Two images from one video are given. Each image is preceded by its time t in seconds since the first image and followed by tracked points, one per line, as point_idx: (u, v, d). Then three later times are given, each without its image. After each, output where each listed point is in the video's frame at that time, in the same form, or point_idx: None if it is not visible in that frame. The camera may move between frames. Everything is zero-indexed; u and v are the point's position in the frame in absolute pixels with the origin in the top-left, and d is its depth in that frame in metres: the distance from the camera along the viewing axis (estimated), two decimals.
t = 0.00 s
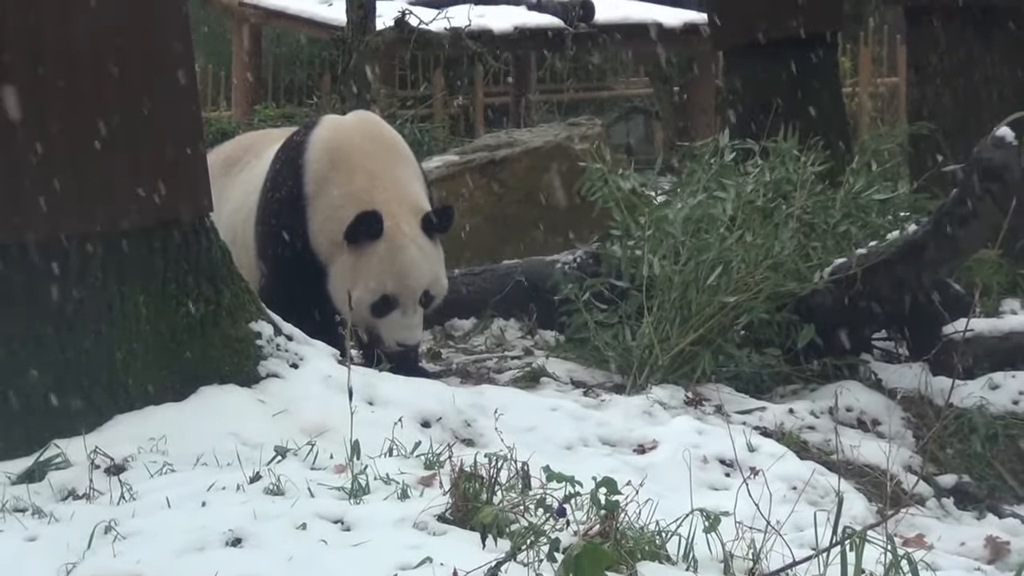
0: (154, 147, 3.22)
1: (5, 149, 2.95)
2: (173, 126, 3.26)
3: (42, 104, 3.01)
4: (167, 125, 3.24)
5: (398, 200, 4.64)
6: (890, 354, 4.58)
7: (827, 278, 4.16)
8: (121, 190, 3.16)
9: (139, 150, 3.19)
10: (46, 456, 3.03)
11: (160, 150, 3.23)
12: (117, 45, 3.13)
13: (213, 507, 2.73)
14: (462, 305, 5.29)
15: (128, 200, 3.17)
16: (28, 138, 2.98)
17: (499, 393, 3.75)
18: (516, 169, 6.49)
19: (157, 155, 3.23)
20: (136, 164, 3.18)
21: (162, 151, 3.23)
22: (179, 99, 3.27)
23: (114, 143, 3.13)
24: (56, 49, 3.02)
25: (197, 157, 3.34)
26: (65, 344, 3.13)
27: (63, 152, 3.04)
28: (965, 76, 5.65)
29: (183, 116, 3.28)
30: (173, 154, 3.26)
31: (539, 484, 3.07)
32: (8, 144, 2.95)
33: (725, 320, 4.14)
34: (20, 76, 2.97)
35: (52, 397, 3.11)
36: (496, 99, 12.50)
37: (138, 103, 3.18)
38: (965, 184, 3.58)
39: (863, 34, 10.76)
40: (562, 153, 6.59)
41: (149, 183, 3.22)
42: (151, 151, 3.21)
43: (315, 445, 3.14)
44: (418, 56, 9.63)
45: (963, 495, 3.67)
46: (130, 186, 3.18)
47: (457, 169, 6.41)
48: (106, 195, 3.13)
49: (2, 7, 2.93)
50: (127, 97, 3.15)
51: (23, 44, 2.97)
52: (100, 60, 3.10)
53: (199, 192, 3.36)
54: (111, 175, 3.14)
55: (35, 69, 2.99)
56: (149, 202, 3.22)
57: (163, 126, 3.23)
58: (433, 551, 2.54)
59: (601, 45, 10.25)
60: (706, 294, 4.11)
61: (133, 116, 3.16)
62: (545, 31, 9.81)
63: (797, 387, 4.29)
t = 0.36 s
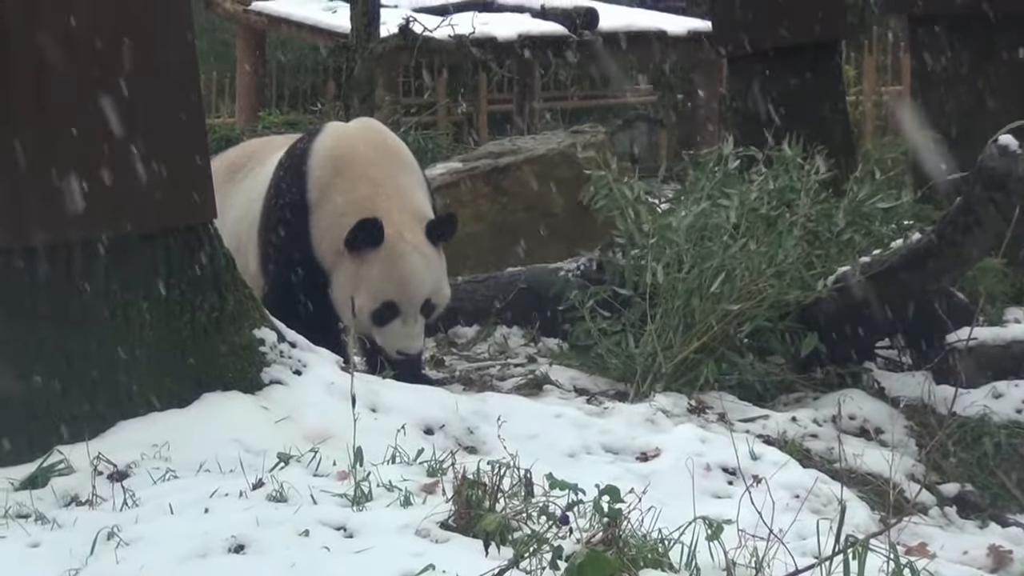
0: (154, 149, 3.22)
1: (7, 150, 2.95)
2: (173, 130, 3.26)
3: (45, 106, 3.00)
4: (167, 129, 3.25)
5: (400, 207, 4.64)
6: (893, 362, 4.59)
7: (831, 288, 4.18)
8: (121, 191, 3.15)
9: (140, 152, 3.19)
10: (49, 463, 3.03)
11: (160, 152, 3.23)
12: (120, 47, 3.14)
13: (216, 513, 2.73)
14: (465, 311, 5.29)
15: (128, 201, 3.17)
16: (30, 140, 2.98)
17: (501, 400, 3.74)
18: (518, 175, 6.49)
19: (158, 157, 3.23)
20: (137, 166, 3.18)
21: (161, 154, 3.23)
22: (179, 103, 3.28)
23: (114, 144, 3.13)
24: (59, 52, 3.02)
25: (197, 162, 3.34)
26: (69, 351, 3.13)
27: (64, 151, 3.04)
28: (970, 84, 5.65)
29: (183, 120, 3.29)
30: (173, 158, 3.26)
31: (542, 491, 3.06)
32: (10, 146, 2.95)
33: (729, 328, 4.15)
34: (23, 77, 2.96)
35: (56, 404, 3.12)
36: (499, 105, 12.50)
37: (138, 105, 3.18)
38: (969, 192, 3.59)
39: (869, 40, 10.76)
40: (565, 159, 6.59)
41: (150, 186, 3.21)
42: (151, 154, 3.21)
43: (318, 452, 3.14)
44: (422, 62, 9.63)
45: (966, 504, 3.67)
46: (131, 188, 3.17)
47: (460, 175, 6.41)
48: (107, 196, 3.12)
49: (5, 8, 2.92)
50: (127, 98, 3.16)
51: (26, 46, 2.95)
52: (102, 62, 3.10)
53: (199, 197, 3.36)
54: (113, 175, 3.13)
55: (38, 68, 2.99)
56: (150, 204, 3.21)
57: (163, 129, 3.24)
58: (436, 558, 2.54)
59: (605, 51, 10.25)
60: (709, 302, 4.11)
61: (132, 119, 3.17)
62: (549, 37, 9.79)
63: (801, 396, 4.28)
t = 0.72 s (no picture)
0: (146, 152, 3.07)
1: None
2: (168, 133, 3.12)
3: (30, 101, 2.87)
4: (162, 131, 3.10)
5: (400, 211, 4.49)
6: (917, 374, 4.39)
7: (851, 295, 4.01)
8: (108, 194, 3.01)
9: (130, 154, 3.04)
10: (31, 476, 2.87)
11: (154, 156, 3.09)
12: (116, 46, 3.00)
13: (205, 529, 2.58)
14: (469, 319, 5.13)
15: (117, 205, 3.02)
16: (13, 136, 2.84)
17: (507, 412, 3.55)
18: (526, 177, 6.34)
19: (150, 160, 3.08)
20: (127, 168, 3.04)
21: (155, 157, 3.09)
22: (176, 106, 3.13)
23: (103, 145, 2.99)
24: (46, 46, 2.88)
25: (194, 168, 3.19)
26: (53, 359, 2.98)
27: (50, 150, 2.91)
28: (997, 84, 5.49)
29: (181, 123, 3.15)
30: (166, 163, 3.12)
31: (548, 509, 2.89)
32: None
33: (744, 338, 3.96)
34: (8, 71, 2.83)
35: (39, 415, 2.97)
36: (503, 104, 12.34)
37: (133, 105, 3.04)
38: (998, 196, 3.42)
39: (892, 38, 10.59)
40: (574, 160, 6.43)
41: (141, 190, 3.07)
42: (144, 156, 3.07)
43: (313, 466, 2.99)
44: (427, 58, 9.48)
45: (993, 524, 3.49)
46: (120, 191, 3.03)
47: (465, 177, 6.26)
48: (94, 198, 2.98)
49: None
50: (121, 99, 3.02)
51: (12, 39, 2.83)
52: (97, 59, 2.97)
53: (196, 204, 3.21)
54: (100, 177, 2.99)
55: (23, 62, 2.85)
56: (140, 208, 3.07)
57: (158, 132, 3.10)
58: None
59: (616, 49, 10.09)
60: (723, 310, 3.94)
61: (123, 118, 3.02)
62: (556, 34, 9.71)
63: (819, 409, 4.08)
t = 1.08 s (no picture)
0: (139, 151, 2.89)
1: None
2: (160, 131, 2.94)
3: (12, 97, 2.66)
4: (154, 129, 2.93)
5: (403, 213, 4.28)
6: (954, 389, 4.21)
7: (882, 304, 3.72)
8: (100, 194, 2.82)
9: (123, 152, 2.86)
10: (10, 491, 2.68)
11: (146, 154, 2.91)
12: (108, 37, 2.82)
13: (196, 549, 2.39)
14: (480, 327, 4.94)
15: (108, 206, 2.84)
16: None
17: (518, 425, 3.30)
18: (538, 177, 6.14)
19: (143, 160, 2.90)
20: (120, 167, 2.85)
21: (146, 157, 2.91)
22: (167, 103, 2.96)
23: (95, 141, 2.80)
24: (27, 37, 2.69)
25: (185, 170, 3.02)
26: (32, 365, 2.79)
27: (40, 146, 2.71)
28: None
29: (172, 122, 2.98)
30: (158, 162, 2.94)
31: (561, 529, 2.69)
32: None
33: (771, 348, 3.75)
34: None
35: (19, 427, 2.77)
36: (514, 101, 12.13)
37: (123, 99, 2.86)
38: None
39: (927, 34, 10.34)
40: (589, 159, 6.22)
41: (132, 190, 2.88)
42: (135, 153, 2.89)
43: (310, 482, 2.79)
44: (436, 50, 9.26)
45: None
46: (111, 192, 2.84)
47: (474, 176, 6.07)
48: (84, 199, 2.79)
49: None
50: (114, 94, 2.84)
51: None
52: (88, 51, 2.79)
53: (187, 207, 3.03)
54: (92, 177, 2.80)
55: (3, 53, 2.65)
56: (130, 208, 2.88)
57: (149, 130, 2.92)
58: None
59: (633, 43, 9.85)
60: (748, 318, 3.73)
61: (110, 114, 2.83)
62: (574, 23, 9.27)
63: (850, 425, 3.90)
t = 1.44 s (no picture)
0: (128, 142, 2.71)
1: None
2: (150, 124, 2.75)
3: None
4: (143, 122, 2.74)
5: (411, 211, 4.06)
6: (1000, 401, 4.05)
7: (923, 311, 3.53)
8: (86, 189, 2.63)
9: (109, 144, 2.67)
10: None
11: (133, 148, 2.72)
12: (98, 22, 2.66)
13: (189, 569, 2.20)
14: (494, 332, 4.76)
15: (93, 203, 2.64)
16: None
17: (533, 435, 3.07)
18: (556, 173, 5.94)
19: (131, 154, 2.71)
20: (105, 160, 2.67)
21: (136, 148, 2.72)
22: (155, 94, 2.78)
23: (79, 133, 2.62)
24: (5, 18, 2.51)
25: (176, 164, 2.83)
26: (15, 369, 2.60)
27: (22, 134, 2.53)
28: None
29: (161, 113, 2.79)
30: (147, 156, 2.75)
31: (579, 549, 2.49)
32: None
33: (803, 355, 3.54)
34: None
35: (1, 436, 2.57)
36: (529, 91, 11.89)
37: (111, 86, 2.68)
38: None
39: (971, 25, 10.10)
40: (610, 154, 6.02)
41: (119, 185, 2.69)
42: (124, 144, 2.70)
43: (311, 497, 2.59)
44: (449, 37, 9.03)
45: None
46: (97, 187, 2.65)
47: (488, 171, 5.88)
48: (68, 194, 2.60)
49: None
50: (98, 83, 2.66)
51: None
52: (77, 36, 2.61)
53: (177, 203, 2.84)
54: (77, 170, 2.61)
55: None
56: (118, 203, 2.70)
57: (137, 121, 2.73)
58: None
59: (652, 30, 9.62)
60: (780, 325, 3.51)
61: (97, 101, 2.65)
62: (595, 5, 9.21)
63: (888, 439, 3.70)
